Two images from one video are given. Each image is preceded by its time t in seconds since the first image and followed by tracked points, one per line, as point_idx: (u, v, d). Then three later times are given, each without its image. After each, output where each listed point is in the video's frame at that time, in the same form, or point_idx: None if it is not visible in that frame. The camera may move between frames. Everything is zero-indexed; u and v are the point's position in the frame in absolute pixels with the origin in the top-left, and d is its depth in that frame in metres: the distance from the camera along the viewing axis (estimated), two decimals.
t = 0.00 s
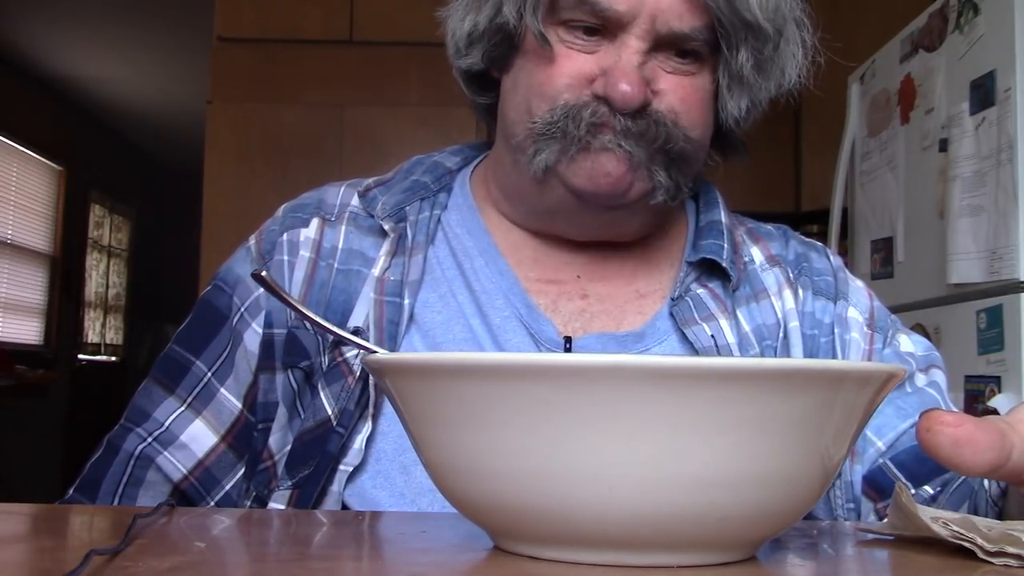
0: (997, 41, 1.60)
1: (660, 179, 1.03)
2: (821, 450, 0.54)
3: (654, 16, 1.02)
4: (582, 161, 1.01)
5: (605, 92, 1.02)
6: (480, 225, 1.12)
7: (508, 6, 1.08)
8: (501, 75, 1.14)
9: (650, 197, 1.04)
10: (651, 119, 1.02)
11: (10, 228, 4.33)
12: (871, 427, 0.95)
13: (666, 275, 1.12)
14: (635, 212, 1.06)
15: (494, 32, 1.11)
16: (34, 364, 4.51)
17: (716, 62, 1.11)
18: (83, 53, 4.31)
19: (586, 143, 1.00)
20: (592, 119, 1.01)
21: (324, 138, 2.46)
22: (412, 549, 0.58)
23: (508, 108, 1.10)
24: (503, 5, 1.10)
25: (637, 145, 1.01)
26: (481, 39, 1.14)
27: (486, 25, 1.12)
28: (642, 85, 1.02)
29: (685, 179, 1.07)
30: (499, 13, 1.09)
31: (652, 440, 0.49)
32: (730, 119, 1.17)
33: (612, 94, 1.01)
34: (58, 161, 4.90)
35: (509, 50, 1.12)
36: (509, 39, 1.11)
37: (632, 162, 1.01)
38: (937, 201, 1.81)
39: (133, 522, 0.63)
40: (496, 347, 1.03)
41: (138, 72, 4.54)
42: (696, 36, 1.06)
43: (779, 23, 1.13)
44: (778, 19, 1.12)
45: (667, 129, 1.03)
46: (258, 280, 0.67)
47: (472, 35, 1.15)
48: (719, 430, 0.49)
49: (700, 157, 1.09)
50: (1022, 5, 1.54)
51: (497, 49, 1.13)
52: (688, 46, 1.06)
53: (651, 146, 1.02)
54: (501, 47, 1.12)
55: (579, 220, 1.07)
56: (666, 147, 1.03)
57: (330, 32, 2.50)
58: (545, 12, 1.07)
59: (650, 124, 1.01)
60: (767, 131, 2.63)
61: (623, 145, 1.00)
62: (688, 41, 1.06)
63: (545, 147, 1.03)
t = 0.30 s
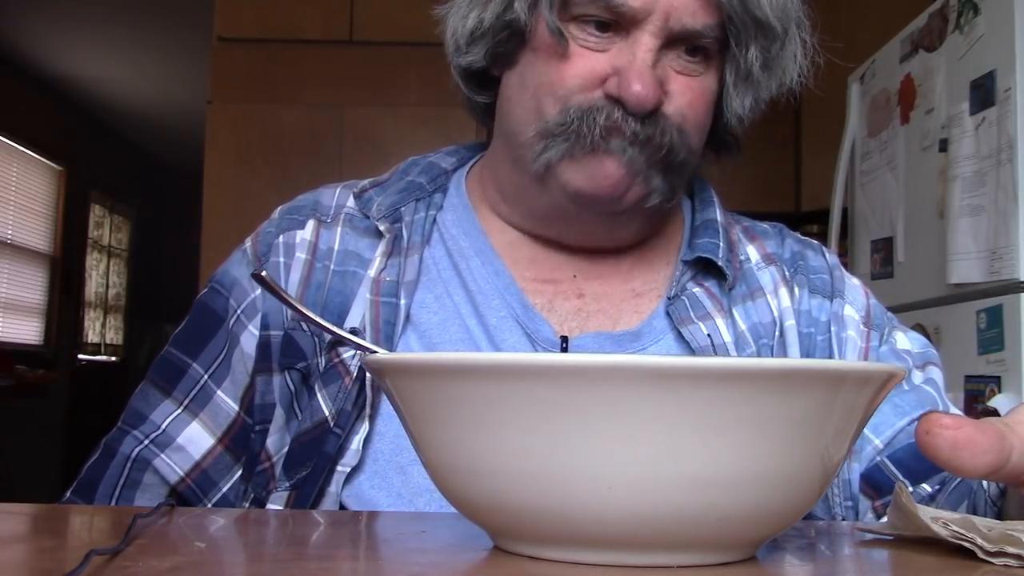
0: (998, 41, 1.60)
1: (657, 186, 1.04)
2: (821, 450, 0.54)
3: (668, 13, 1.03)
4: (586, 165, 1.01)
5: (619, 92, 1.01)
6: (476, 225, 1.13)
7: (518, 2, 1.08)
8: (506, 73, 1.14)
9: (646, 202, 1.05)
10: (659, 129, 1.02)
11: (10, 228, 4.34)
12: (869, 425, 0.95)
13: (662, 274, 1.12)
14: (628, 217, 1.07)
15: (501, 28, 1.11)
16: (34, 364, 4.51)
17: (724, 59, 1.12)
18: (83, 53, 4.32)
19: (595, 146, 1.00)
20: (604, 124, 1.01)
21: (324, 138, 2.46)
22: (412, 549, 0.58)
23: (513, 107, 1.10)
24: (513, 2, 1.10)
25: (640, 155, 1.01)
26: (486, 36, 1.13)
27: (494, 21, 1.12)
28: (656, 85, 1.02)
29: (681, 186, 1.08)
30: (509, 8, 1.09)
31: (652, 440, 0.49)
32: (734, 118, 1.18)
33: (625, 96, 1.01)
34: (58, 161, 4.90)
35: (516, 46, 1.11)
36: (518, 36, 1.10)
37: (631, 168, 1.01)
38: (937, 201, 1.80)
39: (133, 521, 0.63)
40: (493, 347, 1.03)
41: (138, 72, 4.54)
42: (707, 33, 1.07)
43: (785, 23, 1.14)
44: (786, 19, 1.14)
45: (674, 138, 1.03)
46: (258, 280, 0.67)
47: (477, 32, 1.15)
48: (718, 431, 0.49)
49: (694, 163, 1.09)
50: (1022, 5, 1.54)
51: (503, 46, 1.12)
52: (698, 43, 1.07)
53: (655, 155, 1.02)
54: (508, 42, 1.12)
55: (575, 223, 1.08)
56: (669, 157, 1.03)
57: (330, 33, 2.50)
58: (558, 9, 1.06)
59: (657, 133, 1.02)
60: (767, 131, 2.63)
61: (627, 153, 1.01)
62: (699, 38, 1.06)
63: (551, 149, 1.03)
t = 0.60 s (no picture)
0: (998, 41, 1.60)
1: (687, 175, 1.03)
2: (821, 449, 0.54)
3: (675, 28, 1.03)
4: (611, 159, 1.01)
5: (631, 97, 1.02)
6: (477, 225, 1.13)
7: (524, 12, 1.08)
8: (510, 78, 1.15)
9: (678, 193, 1.04)
10: (678, 119, 1.02)
11: (10, 229, 4.33)
12: (869, 424, 0.95)
13: (662, 274, 1.12)
14: (656, 208, 1.06)
15: (505, 36, 1.11)
16: (34, 364, 4.51)
17: (729, 70, 1.13)
18: (83, 53, 4.32)
19: (615, 142, 1.00)
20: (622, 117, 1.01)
21: (324, 138, 2.46)
22: (412, 549, 0.58)
23: (521, 110, 1.10)
24: (518, 11, 1.10)
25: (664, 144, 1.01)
26: (489, 40, 1.13)
27: (497, 26, 1.11)
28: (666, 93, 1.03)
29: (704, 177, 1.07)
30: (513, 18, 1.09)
31: (652, 440, 0.49)
32: (736, 128, 1.18)
33: (639, 100, 1.01)
34: (58, 160, 4.90)
35: (520, 53, 1.11)
36: (522, 43, 1.11)
37: (660, 158, 1.00)
38: (937, 201, 1.80)
39: (134, 521, 0.63)
40: (493, 347, 1.03)
41: (137, 72, 4.53)
42: (713, 47, 1.07)
43: (791, 34, 1.14)
44: (791, 30, 1.13)
45: (692, 125, 1.03)
46: (258, 280, 0.67)
47: (479, 35, 1.15)
48: (718, 431, 0.49)
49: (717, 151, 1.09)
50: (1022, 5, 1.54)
51: (507, 53, 1.12)
52: (705, 55, 1.07)
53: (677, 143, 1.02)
54: (512, 50, 1.12)
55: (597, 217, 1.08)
56: (691, 145, 1.03)
57: (330, 33, 2.50)
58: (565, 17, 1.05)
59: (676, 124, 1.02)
60: (767, 130, 2.63)
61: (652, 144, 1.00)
62: (706, 50, 1.06)
63: (568, 147, 1.02)
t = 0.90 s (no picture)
0: (997, 40, 1.60)
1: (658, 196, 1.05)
2: (821, 450, 0.54)
3: (682, 6, 1.04)
4: (593, 168, 1.02)
5: (632, 87, 1.02)
6: (477, 226, 1.13)
7: None
8: (514, 71, 1.14)
9: (649, 209, 1.05)
10: (665, 137, 1.03)
11: (10, 229, 4.33)
12: (869, 426, 0.95)
13: (663, 275, 1.12)
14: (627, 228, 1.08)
15: (512, 23, 1.11)
16: (34, 364, 4.51)
17: (733, 51, 1.14)
18: (83, 53, 4.32)
19: (601, 155, 1.01)
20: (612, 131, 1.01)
21: (324, 138, 2.47)
22: (413, 548, 0.58)
23: (524, 107, 1.10)
24: None
25: (643, 163, 1.02)
26: (494, 31, 1.13)
27: (504, 15, 1.12)
28: (670, 78, 1.03)
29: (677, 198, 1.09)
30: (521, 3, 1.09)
31: (652, 440, 0.49)
32: (742, 111, 1.19)
33: (639, 88, 1.02)
34: (58, 161, 4.90)
35: (527, 42, 1.11)
36: (529, 30, 1.11)
37: (632, 175, 1.02)
38: (937, 201, 1.81)
39: (134, 522, 0.63)
40: (493, 347, 1.03)
41: (137, 72, 4.53)
42: (720, 24, 1.08)
43: (793, 17, 1.16)
44: (796, 11, 1.16)
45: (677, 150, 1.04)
46: (258, 280, 0.67)
47: (484, 28, 1.15)
48: (719, 431, 0.49)
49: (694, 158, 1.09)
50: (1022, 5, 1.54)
51: (512, 42, 1.12)
52: (711, 34, 1.08)
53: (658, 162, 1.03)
54: (518, 39, 1.12)
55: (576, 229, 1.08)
56: (672, 167, 1.04)
57: (330, 32, 2.50)
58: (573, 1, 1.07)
59: (663, 142, 1.02)
60: (767, 130, 2.63)
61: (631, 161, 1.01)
62: (711, 28, 1.08)
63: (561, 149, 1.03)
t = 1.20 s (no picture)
0: (997, 40, 1.60)
1: (675, 184, 1.05)
2: (821, 450, 0.54)
3: (680, 12, 1.04)
4: (609, 161, 1.02)
5: (633, 89, 1.03)
6: (475, 227, 1.13)
7: (529, 0, 1.09)
8: (511, 73, 1.14)
9: (667, 195, 1.06)
10: (678, 124, 1.03)
11: (10, 228, 4.33)
12: (867, 424, 0.95)
13: (661, 275, 1.12)
14: (644, 217, 1.08)
15: (508, 27, 1.11)
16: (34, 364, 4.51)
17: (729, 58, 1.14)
18: (84, 52, 4.31)
19: (615, 148, 1.01)
20: (624, 121, 1.02)
21: (324, 138, 2.46)
22: (413, 548, 0.58)
23: (527, 105, 1.10)
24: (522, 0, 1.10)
25: (660, 152, 1.02)
26: (490, 33, 1.13)
27: (500, 17, 1.12)
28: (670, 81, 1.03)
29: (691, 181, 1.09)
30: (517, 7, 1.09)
31: (650, 440, 0.49)
32: (737, 117, 1.19)
33: (640, 90, 1.02)
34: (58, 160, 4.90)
35: (523, 45, 1.11)
36: (525, 34, 1.11)
37: (651, 167, 1.02)
38: (937, 201, 1.81)
39: (134, 521, 0.63)
40: (492, 348, 1.03)
41: (137, 71, 4.53)
42: (717, 31, 1.08)
43: (790, 23, 1.16)
44: (793, 16, 1.16)
45: (690, 136, 1.04)
46: (259, 281, 0.67)
47: (480, 30, 1.15)
48: (718, 432, 0.50)
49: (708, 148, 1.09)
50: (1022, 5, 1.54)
51: (508, 44, 1.12)
52: (708, 40, 1.08)
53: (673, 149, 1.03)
54: (515, 42, 1.12)
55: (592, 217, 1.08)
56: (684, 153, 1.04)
57: (330, 33, 2.50)
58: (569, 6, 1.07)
59: (676, 129, 1.03)
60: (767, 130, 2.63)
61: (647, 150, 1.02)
62: (709, 35, 1.08)
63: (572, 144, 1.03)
